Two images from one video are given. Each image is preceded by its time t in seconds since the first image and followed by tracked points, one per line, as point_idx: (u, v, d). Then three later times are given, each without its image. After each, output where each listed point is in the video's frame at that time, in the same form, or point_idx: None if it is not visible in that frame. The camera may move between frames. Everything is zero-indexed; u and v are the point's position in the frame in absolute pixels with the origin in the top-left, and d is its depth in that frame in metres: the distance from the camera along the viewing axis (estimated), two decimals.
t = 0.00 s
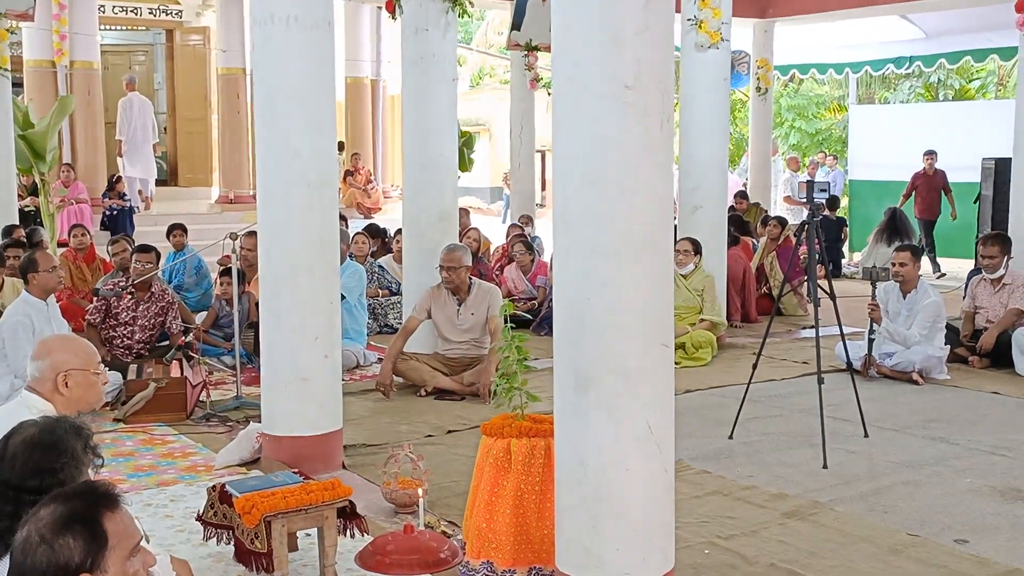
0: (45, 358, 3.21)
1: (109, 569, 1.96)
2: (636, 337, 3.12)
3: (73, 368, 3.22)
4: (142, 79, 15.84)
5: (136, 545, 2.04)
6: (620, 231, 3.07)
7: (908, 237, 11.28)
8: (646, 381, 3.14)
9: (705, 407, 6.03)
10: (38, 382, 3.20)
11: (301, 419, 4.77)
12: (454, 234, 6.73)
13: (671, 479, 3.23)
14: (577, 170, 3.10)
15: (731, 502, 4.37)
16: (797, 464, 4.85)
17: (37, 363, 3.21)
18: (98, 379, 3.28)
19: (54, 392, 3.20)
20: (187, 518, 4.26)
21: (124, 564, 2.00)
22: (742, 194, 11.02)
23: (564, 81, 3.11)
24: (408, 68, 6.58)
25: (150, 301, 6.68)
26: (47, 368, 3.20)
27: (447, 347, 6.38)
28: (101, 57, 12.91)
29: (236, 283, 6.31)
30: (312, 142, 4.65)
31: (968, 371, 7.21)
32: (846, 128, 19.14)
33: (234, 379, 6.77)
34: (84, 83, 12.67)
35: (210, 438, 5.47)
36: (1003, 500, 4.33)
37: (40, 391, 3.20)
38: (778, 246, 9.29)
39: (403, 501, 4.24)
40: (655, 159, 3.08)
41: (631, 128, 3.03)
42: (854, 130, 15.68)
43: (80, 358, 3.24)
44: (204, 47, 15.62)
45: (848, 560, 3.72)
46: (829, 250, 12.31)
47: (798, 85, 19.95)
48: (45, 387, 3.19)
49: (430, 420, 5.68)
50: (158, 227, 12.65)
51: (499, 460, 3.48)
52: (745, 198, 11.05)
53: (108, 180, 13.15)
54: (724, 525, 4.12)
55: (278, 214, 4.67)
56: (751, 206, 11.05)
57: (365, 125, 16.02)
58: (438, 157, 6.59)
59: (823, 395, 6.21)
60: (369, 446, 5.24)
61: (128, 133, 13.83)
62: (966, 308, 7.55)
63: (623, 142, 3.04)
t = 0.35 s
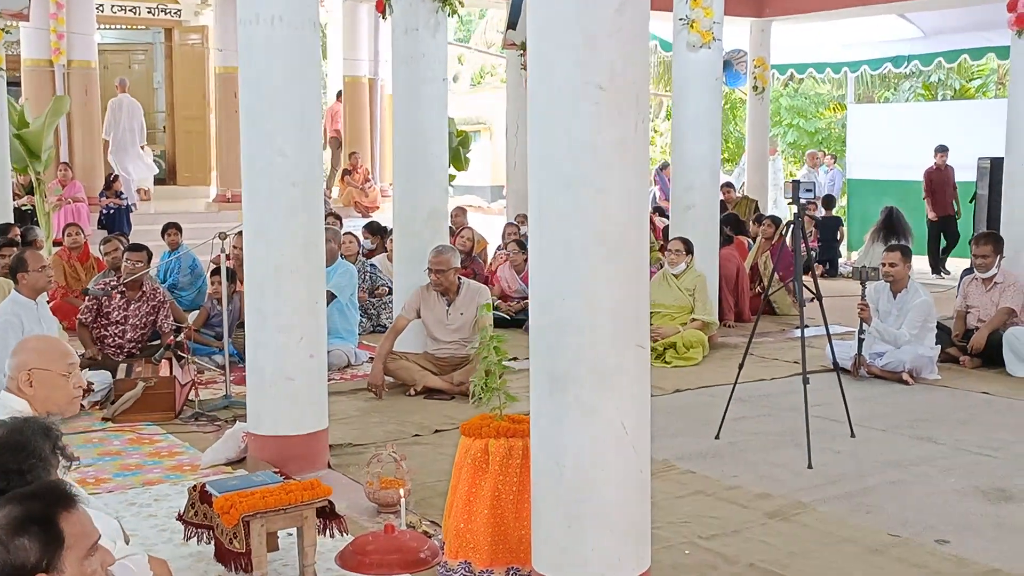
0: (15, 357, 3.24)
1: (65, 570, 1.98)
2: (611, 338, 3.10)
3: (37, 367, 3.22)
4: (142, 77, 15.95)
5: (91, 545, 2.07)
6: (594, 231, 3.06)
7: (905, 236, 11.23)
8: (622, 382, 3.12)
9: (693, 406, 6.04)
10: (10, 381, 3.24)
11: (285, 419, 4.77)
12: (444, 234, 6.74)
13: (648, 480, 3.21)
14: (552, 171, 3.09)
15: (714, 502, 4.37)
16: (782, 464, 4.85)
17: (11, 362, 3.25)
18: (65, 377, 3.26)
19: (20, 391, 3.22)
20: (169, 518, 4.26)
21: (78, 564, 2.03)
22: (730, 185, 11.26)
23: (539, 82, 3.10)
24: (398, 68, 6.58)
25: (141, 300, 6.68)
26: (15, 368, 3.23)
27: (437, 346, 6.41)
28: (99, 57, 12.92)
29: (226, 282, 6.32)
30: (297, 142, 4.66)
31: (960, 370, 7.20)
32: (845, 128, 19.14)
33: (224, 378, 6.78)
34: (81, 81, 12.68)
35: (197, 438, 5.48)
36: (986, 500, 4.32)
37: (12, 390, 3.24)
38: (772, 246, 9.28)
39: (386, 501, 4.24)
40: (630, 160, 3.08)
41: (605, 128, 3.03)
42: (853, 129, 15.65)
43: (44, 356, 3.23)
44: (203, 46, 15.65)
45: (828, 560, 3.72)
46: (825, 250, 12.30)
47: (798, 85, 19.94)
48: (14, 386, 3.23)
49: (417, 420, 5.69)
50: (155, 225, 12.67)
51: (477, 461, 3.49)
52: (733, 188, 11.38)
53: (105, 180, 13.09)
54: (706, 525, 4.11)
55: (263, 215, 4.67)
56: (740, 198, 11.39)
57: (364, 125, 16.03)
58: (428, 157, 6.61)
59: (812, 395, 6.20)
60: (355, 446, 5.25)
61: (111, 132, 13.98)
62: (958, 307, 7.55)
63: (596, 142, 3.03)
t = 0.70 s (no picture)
0: (16, 354, 3.31)
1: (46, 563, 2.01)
2: (602, 335, 3.10)
3: (35, 364, 3.27)
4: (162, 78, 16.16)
5: (71, 540, 2.11)
6: (586, 229, 3.07)
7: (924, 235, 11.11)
8: (613, 379, 3.12)
9: (699, 405, 6.03)
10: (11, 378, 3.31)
11: (289, 417, 4.81)
12: (452, 234, 6.78)
13: (640, 477, 3.21)
14: (543, 170, 3.10)
15: (715, 499, 4.36)
16: (785, 462, 4.83)
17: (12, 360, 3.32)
18: (62, 374, 3.30)
19: (20, 388, 3.28)
20: (171, 514, 4.30)
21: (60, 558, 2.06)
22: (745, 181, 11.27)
23: (531, 81, 3.11)
24: (407, 66, 6.59)
25: (153, 298, 6.74)
26: (15, 366, 3.29)
27: (445, 345, 6.43)
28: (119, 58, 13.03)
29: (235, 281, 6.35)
30: (301, 142, 4.69)
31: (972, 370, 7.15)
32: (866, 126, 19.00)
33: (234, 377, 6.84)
34: (100, 82, 12.79)
35: (204, 435, 5.53)
36: (989, 499, 4.29)
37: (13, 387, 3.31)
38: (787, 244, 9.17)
39: (387, 497, 4.26)
40: (621, 158, 3.08)
41: (596, 127, 3.04)
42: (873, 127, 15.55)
43: (42, 354, 3.28)
44: (222, 47, 15.76)
45: (826, 558, 3.70)
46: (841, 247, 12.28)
47: (818, 82, 19.82)
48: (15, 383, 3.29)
49: (424, 418, 5.72)
50: (172, 225, 12.76)
51: (473, 458, 3.50)
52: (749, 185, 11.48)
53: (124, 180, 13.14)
54: (705, 522, 4.10)
55: (267, 214, 4.70)
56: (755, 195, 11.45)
57: (382, 124, 16.06)
58: (437, 157, 6.62)
59: (819, 394, 6.18)
60: (360, 443, 5.29)
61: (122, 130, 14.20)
62: (971, 306, 7.49)
63: (588, 140, 3.04)
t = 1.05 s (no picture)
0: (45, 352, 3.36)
1: (67, 554, 2.06)
2: (620, 334, 3.11)
3: (63, 362, 3.33)
4: (200, 80, 16.35)
5: (94, 530, 2.15)
6: (603, 228, 3.08)
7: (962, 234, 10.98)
8: (631, 379, 3.13)
9: (727, 404, 6.01)
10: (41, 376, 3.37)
11: (316, 414, 4.85)
12: (481, 233, 6.80)
13: (660, 475, 3.21)
14: (560, 169, 3.12)
15: (739, 499, 4.35)
16: (812, 462, 4.81)
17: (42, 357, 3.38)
18: (91, 371, 3.36)
19: (49, 384, 3.33)
20: (198, 510, 4.37)
21: (83, 548, 2.11)
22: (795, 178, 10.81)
23: (549, 81, 3.13)
24: (437, 66, 6.63)
25: (186, 297, 6.84)
26: (45, 363, 3.35)
27: (474, 343, 6.46)
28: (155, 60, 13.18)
29: (266, 280, 6.41)
30: (329, 142, 4.74)
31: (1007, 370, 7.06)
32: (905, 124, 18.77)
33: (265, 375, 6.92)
34: (138, 84, 12.98)
35: (234, 432, 5.60)
36: (1017, 500, 4.24)
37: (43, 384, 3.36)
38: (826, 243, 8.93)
39: (411, 494, 4.29)
40: (638, 159, 3.09)
41: (612, 127, 3.05)
42: (911, 125, 15.35)
43: (71, 351, 3.34)
44: (259, 48, 15.88)
45: (849, 558, 3.68)
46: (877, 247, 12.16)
47: (856, 79, 19.62)
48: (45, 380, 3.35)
49: (451, 416, 5.75)
50: (209, 225, 12.91)
51: (494, 455, 3.53)
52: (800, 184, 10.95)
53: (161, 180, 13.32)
54: (729, 522, 4.09)
55: (294, 215, 4.76)
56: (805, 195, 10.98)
57: (416, 124, 16.08)
58: (466, 157, 6.66)
59: (850, 394, 6.13)
60: (387, 441, 5.33)
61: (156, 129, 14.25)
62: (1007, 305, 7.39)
63: (604, 141, 3.05)
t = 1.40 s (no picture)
0: (79, 350, 3.42)
1: (98, 546, 2.10)
2: (644, 333, 3.12)
3: (98, 359, 3.39)
4: (233, 81, 16.59)
5: (125, 526, 2.19)
6: (625, 228, 3.10)
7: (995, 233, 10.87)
8: (654, 379, 3.14)
9: (754, 404, 6.00)
10: (75, 373, 3.42)
11: (345, 412, 4.90)
12: (510, 233, 6.83)
13: (683, 474, 3.22)
14: (584, 170, 3.14)
15: (765, 498, 4.34)
16: (838, 462, 4.79)
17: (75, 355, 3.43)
18: (124, 370, 3.42)
19: (83, 382, 3.39)
20: (228, 506, 4.42)
21: (114, 542, 2.14)
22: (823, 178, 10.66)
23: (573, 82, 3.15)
24: (465, 67, 6.67)
25: (218, 297, 6.92)
26: (80, 361, 3.41)
27: (502, 343, 6.48)
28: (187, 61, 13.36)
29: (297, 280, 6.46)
30: (357, 143, 4.78)
31: None
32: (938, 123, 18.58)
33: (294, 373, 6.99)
34: (172, 85, 13.16)
35: (264, 430, 5.66)
36: None
37: (76, 381, 3.42)
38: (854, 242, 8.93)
39: (438, 492, 4.32)
40: (661, 159, 3.10)
41: (635, 128, 3.06)
42: (944, 123, 15.19)
43: (106, 350, 3.40)
44: (290, 49, 15.98)
45: (875, 558, 3.67)
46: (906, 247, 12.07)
47: (888, 79, 19.45)
48: (78, 377, 3.41)
49: (478, 415, 5.78)
50: (241, 225, 13.02)
51: (519, 453, 3.55)
52: (828, 186, 10.88)
53: (194, 180, 13.50)
54: (754, 521, 4.09)
55: (324, 215, 4.80)
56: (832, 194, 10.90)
57: (446, 124, 16.11)
58: (494, 158, 6.69)
59: (878, 394, 6.10)
60: (414, 440, 5.36)
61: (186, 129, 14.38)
62: None
63: (627, 141, 3.07)
